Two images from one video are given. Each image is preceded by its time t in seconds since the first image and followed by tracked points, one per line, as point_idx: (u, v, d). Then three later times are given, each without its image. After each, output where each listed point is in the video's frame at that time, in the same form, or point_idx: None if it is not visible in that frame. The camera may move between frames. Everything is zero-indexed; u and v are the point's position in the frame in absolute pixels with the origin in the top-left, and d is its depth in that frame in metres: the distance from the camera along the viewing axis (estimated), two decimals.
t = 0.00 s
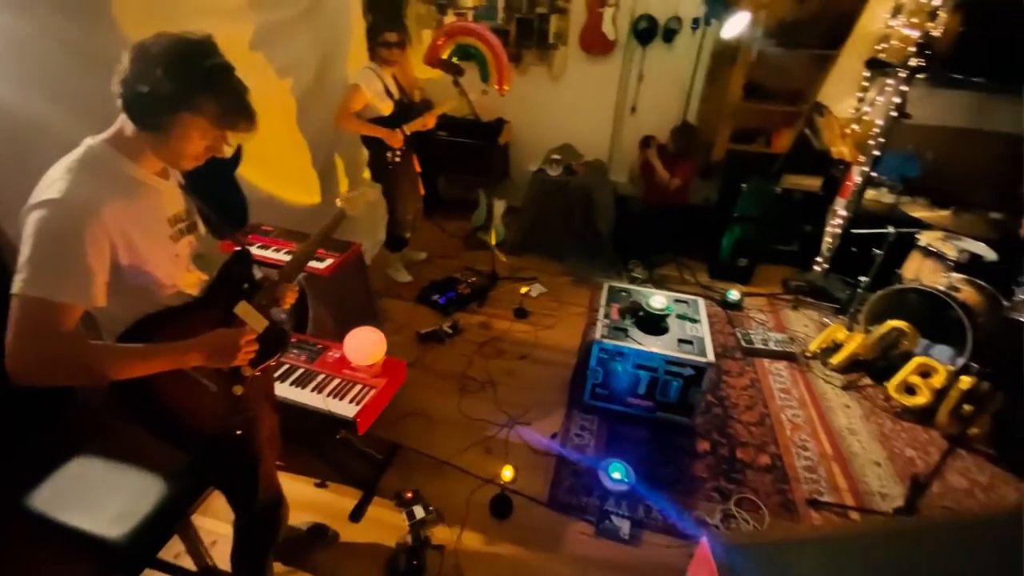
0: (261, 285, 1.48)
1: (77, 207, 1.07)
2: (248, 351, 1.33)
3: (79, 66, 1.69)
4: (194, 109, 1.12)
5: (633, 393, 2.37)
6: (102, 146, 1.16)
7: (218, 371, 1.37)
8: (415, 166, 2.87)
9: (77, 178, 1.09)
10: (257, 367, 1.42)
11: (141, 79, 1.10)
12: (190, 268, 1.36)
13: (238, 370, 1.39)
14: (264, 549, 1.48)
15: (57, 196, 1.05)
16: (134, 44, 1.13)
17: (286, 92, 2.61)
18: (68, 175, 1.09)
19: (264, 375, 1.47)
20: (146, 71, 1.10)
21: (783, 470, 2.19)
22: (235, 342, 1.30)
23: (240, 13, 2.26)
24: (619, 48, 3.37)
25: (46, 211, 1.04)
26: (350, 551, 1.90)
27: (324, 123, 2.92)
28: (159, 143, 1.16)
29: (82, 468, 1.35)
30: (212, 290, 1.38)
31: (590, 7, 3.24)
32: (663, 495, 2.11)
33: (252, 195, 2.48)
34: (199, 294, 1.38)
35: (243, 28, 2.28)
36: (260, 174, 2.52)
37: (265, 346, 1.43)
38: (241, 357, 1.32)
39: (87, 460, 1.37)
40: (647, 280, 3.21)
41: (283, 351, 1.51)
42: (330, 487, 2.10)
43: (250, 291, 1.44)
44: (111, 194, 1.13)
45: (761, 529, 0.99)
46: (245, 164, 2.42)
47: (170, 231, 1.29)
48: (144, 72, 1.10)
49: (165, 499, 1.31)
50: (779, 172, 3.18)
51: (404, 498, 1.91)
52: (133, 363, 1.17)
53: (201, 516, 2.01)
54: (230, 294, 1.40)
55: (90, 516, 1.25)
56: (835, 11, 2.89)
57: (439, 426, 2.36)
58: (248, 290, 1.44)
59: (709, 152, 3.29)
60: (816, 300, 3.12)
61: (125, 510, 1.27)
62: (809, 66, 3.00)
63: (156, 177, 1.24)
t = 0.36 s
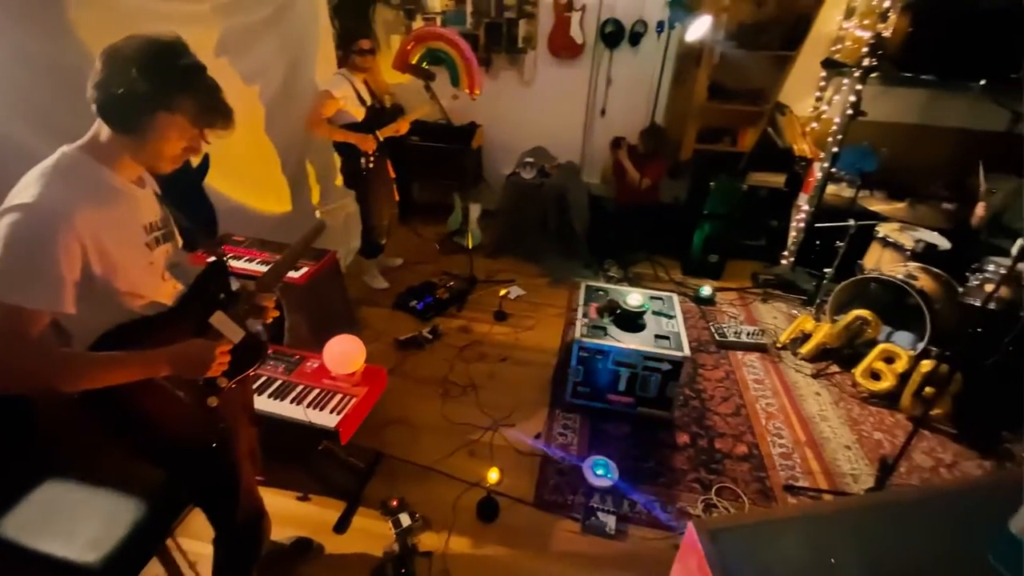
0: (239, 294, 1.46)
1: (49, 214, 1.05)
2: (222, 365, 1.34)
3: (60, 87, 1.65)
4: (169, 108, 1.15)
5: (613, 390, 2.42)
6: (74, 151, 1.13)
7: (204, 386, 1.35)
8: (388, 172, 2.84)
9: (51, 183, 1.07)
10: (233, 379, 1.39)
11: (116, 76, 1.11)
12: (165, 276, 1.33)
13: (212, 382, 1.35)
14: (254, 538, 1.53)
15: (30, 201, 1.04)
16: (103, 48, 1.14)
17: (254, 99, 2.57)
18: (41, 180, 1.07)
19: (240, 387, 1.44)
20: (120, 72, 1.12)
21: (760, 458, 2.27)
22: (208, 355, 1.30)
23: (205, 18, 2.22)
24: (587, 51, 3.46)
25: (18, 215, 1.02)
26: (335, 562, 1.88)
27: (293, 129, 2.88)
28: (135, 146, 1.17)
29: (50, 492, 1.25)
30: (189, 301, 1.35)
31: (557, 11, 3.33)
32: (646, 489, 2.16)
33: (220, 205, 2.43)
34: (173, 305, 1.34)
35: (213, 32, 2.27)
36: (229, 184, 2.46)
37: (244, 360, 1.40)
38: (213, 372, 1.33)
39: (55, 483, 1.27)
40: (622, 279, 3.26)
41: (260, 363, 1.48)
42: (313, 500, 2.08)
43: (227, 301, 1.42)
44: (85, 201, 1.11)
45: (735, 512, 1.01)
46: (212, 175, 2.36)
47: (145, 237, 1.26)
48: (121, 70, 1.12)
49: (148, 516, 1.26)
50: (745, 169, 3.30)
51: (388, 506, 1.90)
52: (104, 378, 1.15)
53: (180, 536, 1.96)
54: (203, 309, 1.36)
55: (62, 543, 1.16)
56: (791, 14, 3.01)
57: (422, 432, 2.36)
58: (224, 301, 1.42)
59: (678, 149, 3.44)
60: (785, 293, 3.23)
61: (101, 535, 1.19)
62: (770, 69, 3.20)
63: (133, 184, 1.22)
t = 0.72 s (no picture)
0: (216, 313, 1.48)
1: (43, 206, 1.05)
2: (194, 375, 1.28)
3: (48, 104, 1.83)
4: (180, 107, 1.16)
5: (597, 387, 2.47)
6: (78, 154, 1.15)
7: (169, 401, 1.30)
8: (367, 177, 2.94)
9: (49, 178, 1.08)
10: (198, 398, 1.34)
11: (133, 76, 1.13)
12: (148, 287, 1.32)
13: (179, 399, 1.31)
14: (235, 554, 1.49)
15: (25, 194, 1.04)
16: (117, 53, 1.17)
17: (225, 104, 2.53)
18: (39, 175, 1.08)
19: (213, 402, 1.42)
20: (138, 73, 1.14)
21: (739, 448, 2.34)
22: (180, 369, 1.24)
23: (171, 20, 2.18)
24: (560, 54, 3.57)
25: (12, 206, 1.02)
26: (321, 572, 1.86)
27: (267, 136, 2.83)
28: (145, 147, 1.18)
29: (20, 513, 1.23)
30: (166, 314, 1.34)
31: (530, 15, 3.43)
32: (631, 483, 2.20)
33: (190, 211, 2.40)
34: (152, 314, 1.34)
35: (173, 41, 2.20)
36: (200, 189, 2.45)
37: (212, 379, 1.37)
38: (185, 384, 1.27)
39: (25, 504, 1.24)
40: (601, 277, 3.34)
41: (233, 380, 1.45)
42: (297, 509, 2.05)
43: (206, 317, 1.44)
44: (80, 198, 1.11)
45: (718, 494, 1.00)
46: (182, 179, 2.36)
47: (136, 245, 1.25)
48: (138, 69, 1.14)
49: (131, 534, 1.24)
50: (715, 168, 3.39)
51: (378, 513, 1.92)
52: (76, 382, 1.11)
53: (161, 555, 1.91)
54: (179, 323, 1.36)
55: (37, 564, 1.15)
56: (756, 16, 3.11)
57: (407, 437, 2.37)
58: (202, 317, 1.44)
59: (652, 150, 3.53)
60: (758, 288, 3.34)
61: (78, 553, 1.18)
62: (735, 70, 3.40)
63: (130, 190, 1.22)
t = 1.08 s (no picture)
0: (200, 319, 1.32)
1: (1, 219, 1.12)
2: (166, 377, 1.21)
3: (9, 105, 1.68)
4: (161, 128, 1.21)
5: (580, 385, 2.51)
6: (50, 164, 1.20)
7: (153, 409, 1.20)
8: (345, 180, 2.99)
9: (12, 188, 1.14)
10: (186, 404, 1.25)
11: (112, 92, 1.16)
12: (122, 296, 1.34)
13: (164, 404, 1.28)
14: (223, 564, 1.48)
15: None
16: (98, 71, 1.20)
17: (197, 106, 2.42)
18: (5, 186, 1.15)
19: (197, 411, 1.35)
20: (120, 91, 1.16)
21: (719, 440, 2.40)
22: (145, 292, 1.25)
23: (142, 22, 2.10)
24: (536, 57, 3.61)
25: None
26: None
27: (242, 140, 2.78)
28: (118, 162, 1.22)
29: None
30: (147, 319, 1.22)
31: (505, 19, 3.47)
32: (615, 479, 2.25)
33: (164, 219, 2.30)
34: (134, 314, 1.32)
35: (142, 43, 2.09)
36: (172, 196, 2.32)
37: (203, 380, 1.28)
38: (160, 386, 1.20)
39: None
40: (581, 277, 3.40)
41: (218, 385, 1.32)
42: (282, 518, 2.04)
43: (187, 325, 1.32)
44: (43, 210, 1.17)
45: (698, 483, 1.05)
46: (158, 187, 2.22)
47: (104, 256, 1.29)
48: (122, 91, 1.17)
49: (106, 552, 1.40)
50: (689, 168, 3.47)
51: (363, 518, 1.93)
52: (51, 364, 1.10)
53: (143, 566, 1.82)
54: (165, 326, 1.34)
55: None
56: (726, 18, 3.20)
57: (392, 441, 2.37)
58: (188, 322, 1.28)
59: (627, 151, 3.64)
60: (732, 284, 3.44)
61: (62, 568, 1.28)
62: (706, 72, 3.51)
63: (101, 200, 1.27)
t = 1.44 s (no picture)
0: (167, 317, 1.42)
1: None
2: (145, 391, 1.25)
3: None
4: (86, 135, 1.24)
5: (560, 383, 2.53)
6: None
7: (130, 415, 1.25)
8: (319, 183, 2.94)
9: None
10: (162, 404, 1.30)
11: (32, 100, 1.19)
12: (77, 305, 1.30)
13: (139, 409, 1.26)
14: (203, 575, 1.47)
15: None
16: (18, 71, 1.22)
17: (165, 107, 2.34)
18: None
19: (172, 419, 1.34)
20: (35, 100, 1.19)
21: (697, 434, 2.45)
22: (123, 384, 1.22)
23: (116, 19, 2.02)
24: (511, 57, 3.63)
25: None
26: None
27: (213, 143, 2.72)
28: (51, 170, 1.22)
29: None
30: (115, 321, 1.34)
31: (480, 20, 3.48)
32: (596, 475, 2.27)
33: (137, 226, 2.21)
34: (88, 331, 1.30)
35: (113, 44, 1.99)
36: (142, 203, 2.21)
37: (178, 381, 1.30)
38: (134, 402, 1.24)
39: None
40: (561, 276, 3.44)
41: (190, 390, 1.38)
42: (260, 528, 2.00)
43: (154, 321, 1.40)
44: None
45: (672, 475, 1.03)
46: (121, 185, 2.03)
47: (52, 265, 1.25)
48: (28, 105, 1.18)
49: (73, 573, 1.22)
50: (664, 167, 3.53)
51: (344, 524, 1.95)
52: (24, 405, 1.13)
53: None
54: (131, 329, 1.36)
55: None
56: (695, 22, 3.31)
57: (373, 445, 2.36)
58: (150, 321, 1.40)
59: (603, 153, 3.67)
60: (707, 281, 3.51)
61: None
62: (680, 72, 3.58)
63: (45, 208, 1.22)
